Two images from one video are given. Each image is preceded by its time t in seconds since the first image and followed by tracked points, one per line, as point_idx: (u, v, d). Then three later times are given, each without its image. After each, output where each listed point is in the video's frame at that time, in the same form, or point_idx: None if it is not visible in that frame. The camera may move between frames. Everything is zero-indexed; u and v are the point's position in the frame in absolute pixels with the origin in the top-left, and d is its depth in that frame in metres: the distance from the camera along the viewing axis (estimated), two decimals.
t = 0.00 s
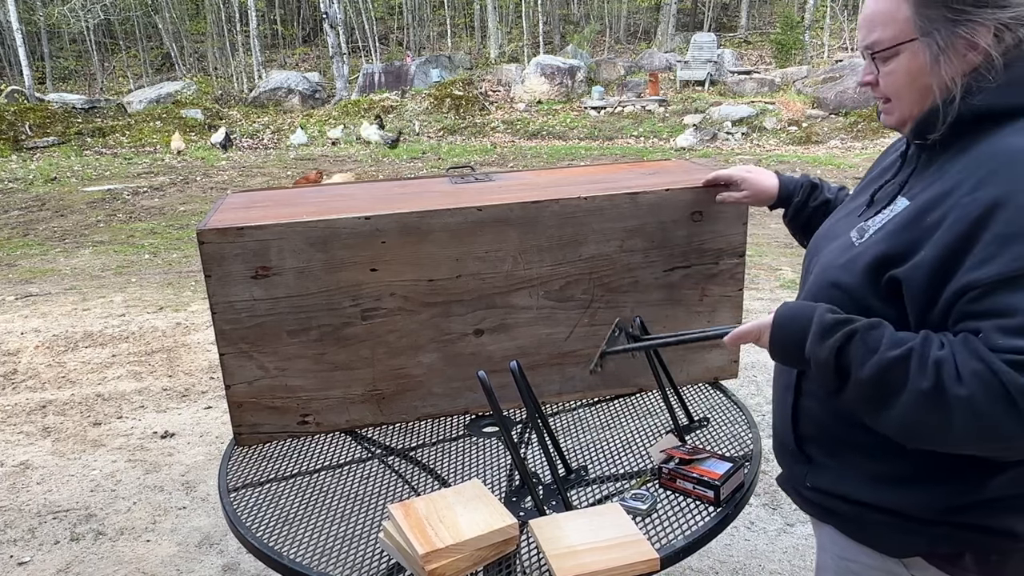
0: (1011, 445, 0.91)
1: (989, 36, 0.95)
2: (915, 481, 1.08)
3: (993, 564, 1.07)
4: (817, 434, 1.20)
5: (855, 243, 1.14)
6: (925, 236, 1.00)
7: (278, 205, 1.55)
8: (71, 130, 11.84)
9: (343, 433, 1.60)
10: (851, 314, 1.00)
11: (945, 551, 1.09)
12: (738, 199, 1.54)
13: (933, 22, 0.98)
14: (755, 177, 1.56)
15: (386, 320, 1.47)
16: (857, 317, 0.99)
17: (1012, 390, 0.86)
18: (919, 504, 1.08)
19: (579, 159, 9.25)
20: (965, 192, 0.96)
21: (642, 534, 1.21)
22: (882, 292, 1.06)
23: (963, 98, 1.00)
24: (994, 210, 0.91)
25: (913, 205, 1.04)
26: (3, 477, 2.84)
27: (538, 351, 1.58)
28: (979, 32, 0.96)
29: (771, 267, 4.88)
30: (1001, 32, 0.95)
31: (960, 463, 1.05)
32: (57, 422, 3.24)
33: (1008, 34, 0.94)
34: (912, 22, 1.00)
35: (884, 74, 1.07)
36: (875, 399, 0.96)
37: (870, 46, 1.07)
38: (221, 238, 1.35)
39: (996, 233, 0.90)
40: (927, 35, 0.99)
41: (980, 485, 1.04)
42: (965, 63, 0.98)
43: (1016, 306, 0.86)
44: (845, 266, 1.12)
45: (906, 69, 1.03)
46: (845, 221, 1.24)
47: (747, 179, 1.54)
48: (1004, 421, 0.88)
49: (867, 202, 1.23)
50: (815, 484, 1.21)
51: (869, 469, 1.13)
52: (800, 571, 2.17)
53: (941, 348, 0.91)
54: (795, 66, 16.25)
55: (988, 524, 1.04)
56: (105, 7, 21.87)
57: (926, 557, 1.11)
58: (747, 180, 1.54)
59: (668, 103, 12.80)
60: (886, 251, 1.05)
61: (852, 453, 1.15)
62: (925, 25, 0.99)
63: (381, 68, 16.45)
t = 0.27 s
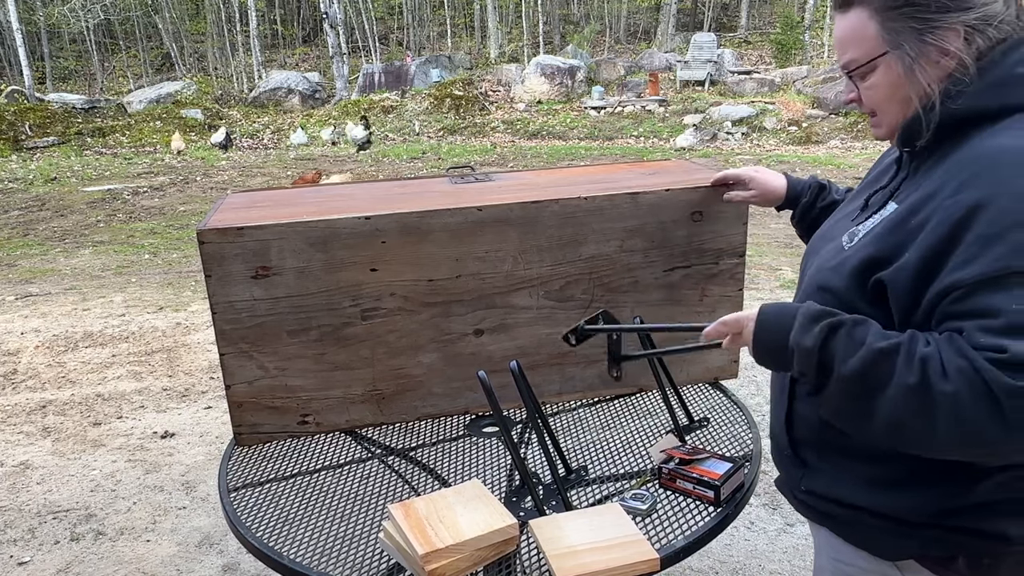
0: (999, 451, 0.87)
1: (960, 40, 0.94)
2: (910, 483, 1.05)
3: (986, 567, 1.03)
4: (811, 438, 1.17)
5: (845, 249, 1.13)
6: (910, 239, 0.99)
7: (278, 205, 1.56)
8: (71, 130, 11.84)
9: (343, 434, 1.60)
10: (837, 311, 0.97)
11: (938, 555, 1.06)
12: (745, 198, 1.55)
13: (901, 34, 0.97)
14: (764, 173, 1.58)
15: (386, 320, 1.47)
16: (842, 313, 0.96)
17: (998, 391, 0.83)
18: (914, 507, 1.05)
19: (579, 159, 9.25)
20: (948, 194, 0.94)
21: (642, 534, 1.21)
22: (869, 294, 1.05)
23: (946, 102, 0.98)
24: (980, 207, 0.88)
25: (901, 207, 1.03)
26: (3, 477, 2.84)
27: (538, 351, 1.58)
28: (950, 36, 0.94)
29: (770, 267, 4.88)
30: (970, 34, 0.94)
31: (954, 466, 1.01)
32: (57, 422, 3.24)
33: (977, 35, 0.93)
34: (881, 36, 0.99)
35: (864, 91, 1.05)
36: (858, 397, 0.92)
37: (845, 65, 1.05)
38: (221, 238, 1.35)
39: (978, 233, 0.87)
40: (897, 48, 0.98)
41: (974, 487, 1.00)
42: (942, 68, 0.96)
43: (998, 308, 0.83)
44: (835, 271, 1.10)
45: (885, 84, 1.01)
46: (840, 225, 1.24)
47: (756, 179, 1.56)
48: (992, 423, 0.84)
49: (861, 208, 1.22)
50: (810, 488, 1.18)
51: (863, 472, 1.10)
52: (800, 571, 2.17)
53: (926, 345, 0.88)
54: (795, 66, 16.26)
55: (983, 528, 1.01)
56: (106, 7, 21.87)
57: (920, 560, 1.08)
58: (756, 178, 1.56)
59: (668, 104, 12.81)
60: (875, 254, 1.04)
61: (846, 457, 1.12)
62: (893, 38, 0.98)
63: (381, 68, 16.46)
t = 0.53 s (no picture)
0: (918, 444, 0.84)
1: (933, 43, 0.91)
2: (892, 483, 1.02)
3: (978, 570, 1.00)
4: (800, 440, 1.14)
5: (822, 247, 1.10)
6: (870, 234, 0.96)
7: (278, 205, 1.55)
8: (71, 130, 11.84)
9: (343, 433, 1.59)
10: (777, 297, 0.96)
11: (924, 557, 1.03)
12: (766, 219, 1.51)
13: (873, 39, 0.94)
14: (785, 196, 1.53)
15: (387, 320, 1.47)
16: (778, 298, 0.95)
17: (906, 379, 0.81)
18: (897, 510, 1.03)
19: (579, 159, 9.25)
20: (901, 185, 0.92)
21: (641, 534, 1.21)
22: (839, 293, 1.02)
23: (922, 105, 0.94)
24: (924, 197, 0.85)
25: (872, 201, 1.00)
26: (3, 477, 2.84)
27: (538, 351, 1.58)
28: (921, 39, 0.92)
29: (770, 267, 4.88)
30: (941, 37, 0.91)
31: (937, 468, 0.98)
32: (57, 422, 3.24)
33: (948, 38, 0.91)
34: (854, 42, 0.96)
35: (843, 99, 1.01)
36: (780, 379, 0.91)
37: (822, 73, 1.02)
38: (221, 238, 1.35)
39: (918, 225, 0.85)
40: (871, 53, 0.95)
41: (956, 487, 0.98)
42: (917, 71, 0.93)
43: (920, 295, 0.81)
44: (810, 267, 1.09)
45: (862, 91, 0.97)
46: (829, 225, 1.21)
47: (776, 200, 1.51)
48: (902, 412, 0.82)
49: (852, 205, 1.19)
50: (800, 489, 1.15)
51: (847, 473, 1.07)
52: (800, 571, 2.17)
53: (848, 329, 0.87)
54: (795, 66, 16.26)
55: (966, 531, 0.99)
56: (105, 7, 21.86)
57: (907, 563, 1.05)
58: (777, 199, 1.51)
59: (668, 104, 12.81)
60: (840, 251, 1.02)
61: (830, 458, 1.09)
62: (867, 43, 0.95)
63: (381, 68, 16.46)
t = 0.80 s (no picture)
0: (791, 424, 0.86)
1: (905, 47, 0.91)
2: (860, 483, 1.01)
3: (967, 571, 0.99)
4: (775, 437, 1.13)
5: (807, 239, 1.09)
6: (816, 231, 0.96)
7: (277, 206, 1.55)
8: (71, 130, 11.84)
9: (342, 433, 1.59)
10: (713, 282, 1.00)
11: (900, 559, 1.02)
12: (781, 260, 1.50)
13: (847, 44, 0.95)
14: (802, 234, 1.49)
15: (386, 320, 1.47)
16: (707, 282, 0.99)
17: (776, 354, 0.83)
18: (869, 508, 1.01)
19: (579, 159, 9.25)
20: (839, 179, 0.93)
21: (641, 534, 1.21)
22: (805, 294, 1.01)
23: (891, 107, 0.94)
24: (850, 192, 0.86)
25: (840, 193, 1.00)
26: (3, 477, 2.84)
27: (538, 351, 1.58)
28: (895, 44, 0.92)
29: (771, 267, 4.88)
30: (915, 41, 0.91)
31: (910, 469, 0.95)
32: (57, 422, 3.24)
33: (923, 41, 0.91)
34: (831, 47, 0.96)
35: (824, 101, 1.01)
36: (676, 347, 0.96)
37: (805, 77, 1.02)
38: (221, 238, 1.35)
39: (838, 211, 0.86)
40: (845, 58, 0.95)
41: (921, 488, 0.96)
42: (891, 76, 0.93)
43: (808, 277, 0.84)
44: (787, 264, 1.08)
45: (840, 95, 0.98)
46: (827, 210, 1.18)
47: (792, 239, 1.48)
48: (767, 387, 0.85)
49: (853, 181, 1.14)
50: (787, 485, 1.12)
51: (818, 472, 1.06)
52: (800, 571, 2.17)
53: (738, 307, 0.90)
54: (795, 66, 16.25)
55: (935, 531, 0.97)
56: (105, 7, 21.86)
57: (886, 563, 1.05)
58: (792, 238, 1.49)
59: (668, 104, 12.81)
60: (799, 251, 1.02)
61: (801, 457, 1.08)
62: (841, 47, 0.95)
63: (381, 68, 16.45)
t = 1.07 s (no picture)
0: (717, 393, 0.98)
1: (887, 51, 0.97)
2: (830, 473, 1.06)
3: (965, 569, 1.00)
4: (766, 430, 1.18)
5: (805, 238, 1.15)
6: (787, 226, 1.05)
7: (277, 206, 1.56)
8: (71, 130, 11.84)
9: (342, 433, 1.59)
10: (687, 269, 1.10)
11: (874, 557, 1.06)
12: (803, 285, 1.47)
13: (832, 48, 0.99)
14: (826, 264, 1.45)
15: (386, 320, 1.47)
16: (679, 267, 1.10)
17: (708, 329, 0.94)
18: (843, 499, 1.06)
19: (579, 160, 9.25)
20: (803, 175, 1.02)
21: (641, 534, 1.21)
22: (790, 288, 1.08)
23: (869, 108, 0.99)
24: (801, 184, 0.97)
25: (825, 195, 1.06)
26: (3, 477, 2.84)
27: (538, 352, 1.59)
28: (878, 48, 0.97)
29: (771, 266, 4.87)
30: (897, 46, 0.96)
31: (876, 461, 1.00)
32: (57, 422, 3.24)
33: (904, 45, 0.96)
34: (817, 51, 1.01)
35: (810, 103, 1.06)
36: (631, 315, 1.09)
37: (792, 80, 1.07)
38: (221, 238, 1.35)
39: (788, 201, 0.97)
40: (830, 61, 1.00)
41: (884, 478, 1.01)
42: (873, 78, 0.98)
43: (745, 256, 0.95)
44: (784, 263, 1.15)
45: (824, 96, 1.03)
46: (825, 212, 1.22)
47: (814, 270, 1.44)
48: (697, 357, 0.97)
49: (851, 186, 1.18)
50: (778, 479, 1.17)
51: (799, 464, 1.10)
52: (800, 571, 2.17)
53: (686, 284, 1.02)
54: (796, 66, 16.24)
55: (900, 527, 1.02)
56: (105, 7, 21.86)
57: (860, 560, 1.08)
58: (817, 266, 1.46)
59: (669, 104, 12.80)
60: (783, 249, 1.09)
61: (784, 448, 1.13)
62: (826, 52, 1.00)
63: (381, 68, 16.44)
